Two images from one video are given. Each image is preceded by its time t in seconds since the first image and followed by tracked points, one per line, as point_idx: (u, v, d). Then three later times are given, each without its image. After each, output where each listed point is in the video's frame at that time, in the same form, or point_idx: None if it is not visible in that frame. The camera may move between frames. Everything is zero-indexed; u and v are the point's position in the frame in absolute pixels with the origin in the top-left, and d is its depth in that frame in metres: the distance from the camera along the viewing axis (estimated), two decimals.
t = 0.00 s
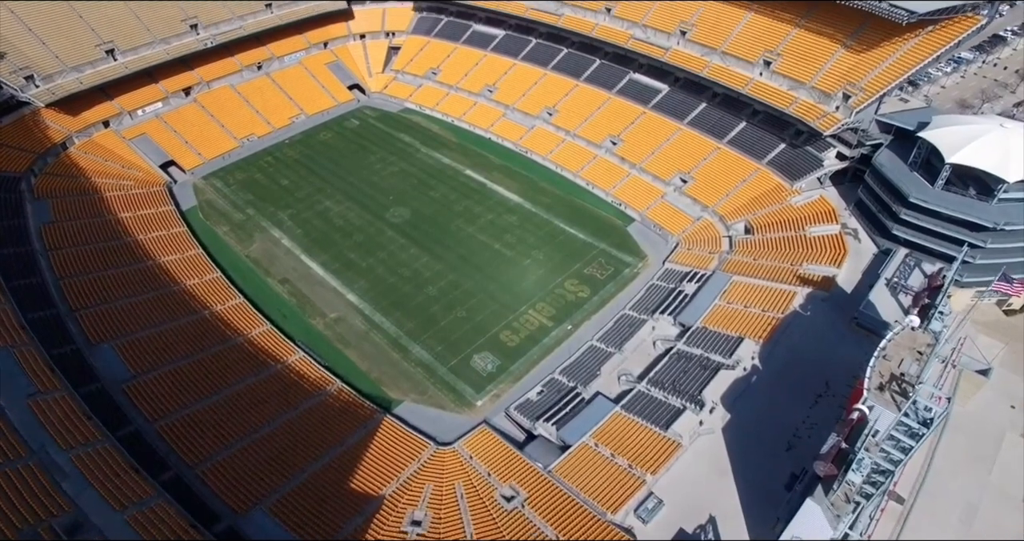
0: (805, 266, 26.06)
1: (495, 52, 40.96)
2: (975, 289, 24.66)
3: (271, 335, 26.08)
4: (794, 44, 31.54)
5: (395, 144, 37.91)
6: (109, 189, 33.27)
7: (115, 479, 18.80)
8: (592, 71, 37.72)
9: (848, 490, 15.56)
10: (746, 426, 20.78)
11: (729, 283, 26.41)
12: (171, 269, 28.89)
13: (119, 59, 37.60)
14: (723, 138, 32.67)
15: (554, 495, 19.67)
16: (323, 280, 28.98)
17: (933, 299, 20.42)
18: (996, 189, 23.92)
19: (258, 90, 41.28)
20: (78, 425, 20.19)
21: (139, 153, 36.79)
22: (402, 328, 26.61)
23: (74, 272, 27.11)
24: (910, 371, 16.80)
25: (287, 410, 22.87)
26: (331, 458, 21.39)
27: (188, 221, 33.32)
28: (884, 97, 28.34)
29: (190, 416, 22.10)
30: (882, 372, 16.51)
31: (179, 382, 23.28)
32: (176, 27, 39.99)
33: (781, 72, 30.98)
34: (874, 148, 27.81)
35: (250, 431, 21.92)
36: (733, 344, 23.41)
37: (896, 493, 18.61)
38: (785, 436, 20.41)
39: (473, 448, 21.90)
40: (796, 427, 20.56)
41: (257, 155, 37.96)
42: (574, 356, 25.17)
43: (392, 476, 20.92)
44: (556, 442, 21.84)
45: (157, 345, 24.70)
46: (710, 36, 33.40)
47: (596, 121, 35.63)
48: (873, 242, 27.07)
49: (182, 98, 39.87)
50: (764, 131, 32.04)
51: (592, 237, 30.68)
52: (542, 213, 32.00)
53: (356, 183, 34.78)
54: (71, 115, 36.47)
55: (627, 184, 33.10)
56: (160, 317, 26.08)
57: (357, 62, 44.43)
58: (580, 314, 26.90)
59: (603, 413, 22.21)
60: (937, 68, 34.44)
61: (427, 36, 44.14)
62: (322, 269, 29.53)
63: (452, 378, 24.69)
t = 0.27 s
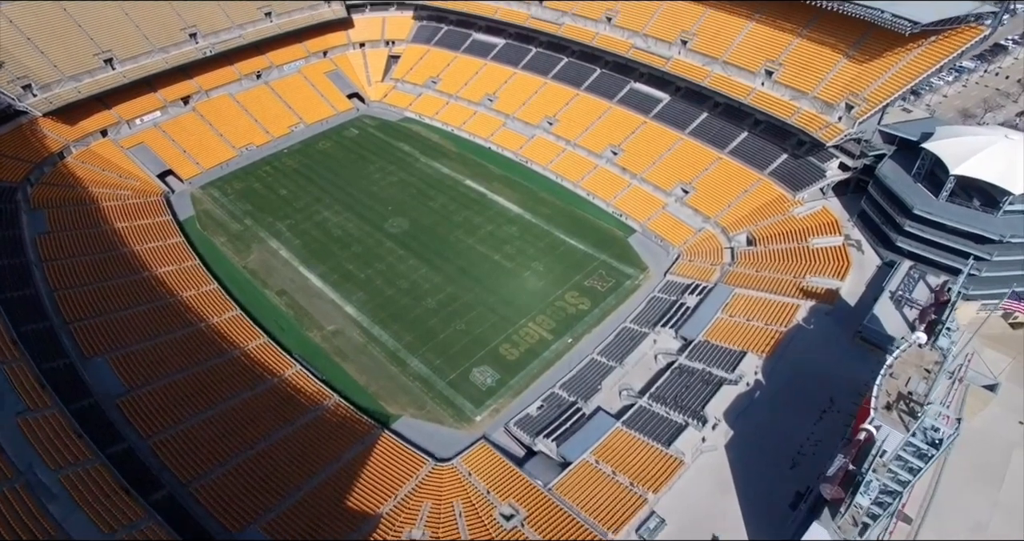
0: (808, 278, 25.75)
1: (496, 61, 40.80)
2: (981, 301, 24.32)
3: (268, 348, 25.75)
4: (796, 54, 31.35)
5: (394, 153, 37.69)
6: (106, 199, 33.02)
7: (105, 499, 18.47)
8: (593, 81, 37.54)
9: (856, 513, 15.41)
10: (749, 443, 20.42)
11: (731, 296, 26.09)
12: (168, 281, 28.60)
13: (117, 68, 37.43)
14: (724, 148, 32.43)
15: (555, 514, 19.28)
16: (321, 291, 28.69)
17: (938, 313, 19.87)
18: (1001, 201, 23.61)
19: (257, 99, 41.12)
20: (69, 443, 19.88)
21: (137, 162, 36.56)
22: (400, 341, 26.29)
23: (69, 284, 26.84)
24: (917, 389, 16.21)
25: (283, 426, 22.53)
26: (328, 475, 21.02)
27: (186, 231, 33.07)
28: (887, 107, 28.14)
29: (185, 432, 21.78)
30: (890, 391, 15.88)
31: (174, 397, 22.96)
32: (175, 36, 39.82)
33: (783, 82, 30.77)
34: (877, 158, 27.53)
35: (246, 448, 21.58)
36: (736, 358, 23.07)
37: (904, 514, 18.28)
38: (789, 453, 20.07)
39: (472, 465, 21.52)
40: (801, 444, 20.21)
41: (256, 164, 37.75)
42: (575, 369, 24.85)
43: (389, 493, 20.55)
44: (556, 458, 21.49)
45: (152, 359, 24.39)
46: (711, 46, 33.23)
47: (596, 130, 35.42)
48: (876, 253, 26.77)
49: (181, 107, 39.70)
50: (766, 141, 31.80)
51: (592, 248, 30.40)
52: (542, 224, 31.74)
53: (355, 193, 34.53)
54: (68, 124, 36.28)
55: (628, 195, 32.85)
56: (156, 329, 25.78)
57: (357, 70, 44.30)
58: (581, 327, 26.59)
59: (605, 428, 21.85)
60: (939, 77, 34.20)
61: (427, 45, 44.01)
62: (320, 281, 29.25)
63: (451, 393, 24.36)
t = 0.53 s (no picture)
0: (811, 291, 25.45)
1: (495, 70, 40.65)
2: (987, 314, 24.09)
3: (264, 362, 25.41)
4: (798, 63, 31.00)
5: (394, 163, 37.45)
6: (103, 209, 32.74)
7: (94, 521, 18.08)
8: (593, 90, 37.35)
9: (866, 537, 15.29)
10: (753, 460, 20.05)
11: (733, 308, 25.77)
12: (164, 292, 28.29)
13: (115, 77, 37.25)
14: (725, 158, 32.18)
15: (555, 533, 18.86)
16: (318, 303, 28.39)
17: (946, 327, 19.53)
18: (1006, 213, 23.36)
19: (256, 108, 40.93)
20: (58, 463, 19.54)
21: (134, 172, 36.31)
22: (399, 354, 25.96)
23: (63, 296, 26.52)
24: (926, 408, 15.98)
25: (279, 442, 22.17)
26: (324, 492, 20.57)
27: (183, 241, 32.77)
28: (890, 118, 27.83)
29: (179, 449, 21.40)
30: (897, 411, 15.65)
31: (168, 412, 22.61)
32: (173, 45, 39.61)
33: (785, 92, 30.51)
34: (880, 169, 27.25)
35: (241, 465, 21.18)
36: (739, 373, 22.72)
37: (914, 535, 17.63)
38: (794, 472, 19.70)
39: (471, 482, 21.12)
40: (805, 462, 19.84)
41: (254, 174, 37.50)
42: (575, 383, 24.51)
43: (387, 512, 20.11)
44: (556, 475, 21.12)
45: (146, 373, 24.04)
46: (712, 55, 32.98)
47: (596, 140, 35.20)
48: (880, 265, 26.48)
49: (179, 116, 39.52)
50: (767, 151, 31.54)
51: (593, 259, 30.11)
52: (542, 235, 31.47)
53: (353, 203, 34.26)
54: (65, 133, 36.04)
55: (628, 206, 32.59)
56: (151, 342, 25.46)
57: (356, 79, 44.15)
58: (581, 340, 26.26)
59: (606, 445, 21.49)
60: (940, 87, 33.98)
61: (427, 54, 43.85)
62: (317, 292, 28.94)
63: (449, 407, 24.02)
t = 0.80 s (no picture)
0: (814, 302, 25.20)
1: (495, 78, 40.49)
2: (993, 325, 23.65)
3: (261, 374, 25.14)
4: (799, 71, 30.75)
5: (393, 172, 37.23)
6: (100, 218, 32.52)
7: None
8: (593, 98, 37.17)
9: None
10: (756, 475, 19.75)
11: (735, 319, 25.50)
12: (160, 302, 28.04)
13: (114, 85, 37.07)
14: (727, 167, 31.95)
15: None
16: (316, 314, 28.13)
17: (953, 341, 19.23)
18: (1011, 223, 23.05)
19: (254, 116, 40.76)
20: (48, 481, 19.20)
21: (132, 180, 36.09)
22: (397, 366, 25.68)
23: (58, 307, 26.27)
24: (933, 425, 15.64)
25: (275, 456, 21.86)
26: (321, 507, 20.25)
27: (180, 250, 32.54)
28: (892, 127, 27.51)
29: (173, 463, 21.11)
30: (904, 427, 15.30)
31: (164, 425, 22.32)
32: (171, 52, 39.45)
33: (786, 100, 30.27)
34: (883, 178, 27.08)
35: (236, 480, 20.87)
36: (741, 386, 22.43)
37: None
38: (797, 487, 19.37)
39: (469, 497, 20.78)
40: (809, 477, 19.52)
41: (252, 182, 37.29)
42: (576, 396, 24.22)
43: (384, 527, 19.77)
44: (556, 490, 20.80)
45: (141, 385, 23.76)
46: (713, 63, 32.76)
47: (596, 149, 35.00)
48: (883, 275, 26.27)
49: (178, 123, 39.35)
50: (769, 160, 31.31)
51: (593, 269, 29.86)
52: (542, 244, 31.23)
53: (352, 212, 34.03)
54: (63, 141, 35.86)
55: (629, 215, 32.36)
56: (146, 353, 25.19)
57: (355, 86, 44.00)
58: (582, 352, 25.98)
59: (606, 459, 21.19)
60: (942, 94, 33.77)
61: (426, 61, 43.69)
62: (315, 303, 28.69)
63: (448, 420, 23.73)
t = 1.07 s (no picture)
0: (817, 315, 24.84)
1: (494, 87, 40.31)
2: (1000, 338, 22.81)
3: (257, 387, 24.78)
4: (801, 81, 30.47)
5: (391, 181, 36.98)
6: (95, 228, 32.22)
7: None
8: (593, 107, 36.95)
9: None
10: (761, 494, 19.33)
11: (737, 332, 25.16)
12: (155, 314, 27.70)
13: (111, 94, 36.87)
14: (728, 177, 31.66)
15: None
16: (314, 326, 27.80)
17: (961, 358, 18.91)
18: (1017, 235, 22.74)
19: (253, 125, 40.54)
20: (35, 503, 18.62)
21: (129, 190, 35.81)
22: (395, 380, 25.31)
23: (52, 319, 25.94)
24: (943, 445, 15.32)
25: (270, 474, 21.46)
26: (317, 525, 19.81)
27: (177, 261, 32.23)
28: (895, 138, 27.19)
29: (166, 480, 20.72)
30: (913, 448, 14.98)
31: (157, 441, 21.95)
32: (169, 61, 39.24)
33: (788, 110, 29.99)
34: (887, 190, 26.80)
35: (230, 498, 20.45)
36: (744, 402, 22.05)
37: None
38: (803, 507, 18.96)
39: (467, 515, 20.30)
40: (814, 496, 19.10)
41: (250, 192, 37.02)
42: (576, 411, 23.85)
43: None
44: (556, 509, 20.36)
45: (134, 400, 23.39)
46: (714, 73, 32.50)
47: (597, 159, 34.75)
48: (887, 288, 25.90)
49: (176, 133, 39.15)
50: (770, 170, 31.02)
51: (594, 281, 29.54)
52: (542, 255, 30.92)
53: (350, 223, 33.75)
54: (59, 150, 35.61)
55: (630, 225, 32.07)
56: (140, 367, 24.84)
57: (354, 95, 43.82)
58: (582, 365, 25.62)
59: (607, 476, 20.78)
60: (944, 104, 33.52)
61: (425, 70, 43.52)
62: (312, 315, 28.35)
63: (446, 436, 23.34)
